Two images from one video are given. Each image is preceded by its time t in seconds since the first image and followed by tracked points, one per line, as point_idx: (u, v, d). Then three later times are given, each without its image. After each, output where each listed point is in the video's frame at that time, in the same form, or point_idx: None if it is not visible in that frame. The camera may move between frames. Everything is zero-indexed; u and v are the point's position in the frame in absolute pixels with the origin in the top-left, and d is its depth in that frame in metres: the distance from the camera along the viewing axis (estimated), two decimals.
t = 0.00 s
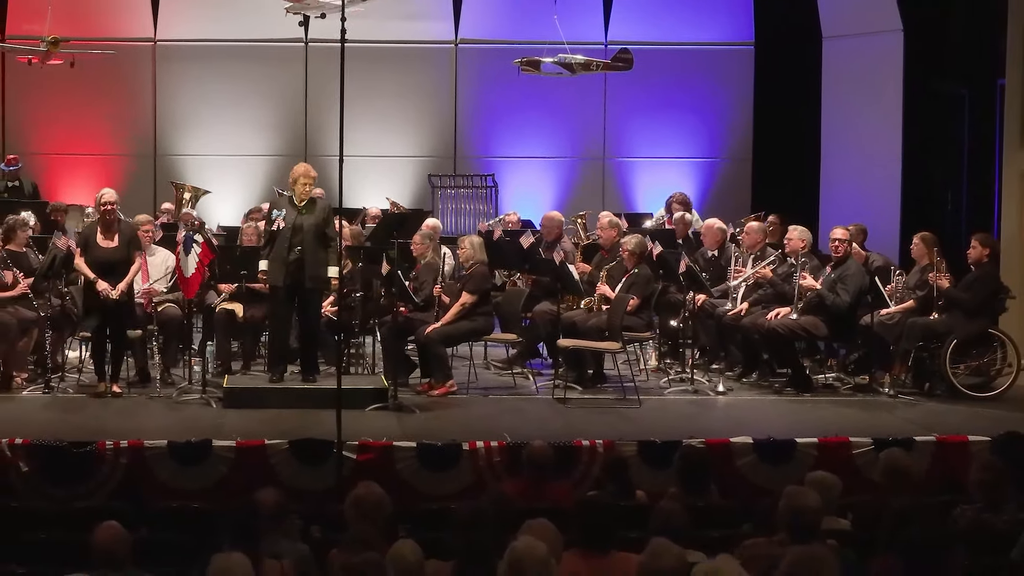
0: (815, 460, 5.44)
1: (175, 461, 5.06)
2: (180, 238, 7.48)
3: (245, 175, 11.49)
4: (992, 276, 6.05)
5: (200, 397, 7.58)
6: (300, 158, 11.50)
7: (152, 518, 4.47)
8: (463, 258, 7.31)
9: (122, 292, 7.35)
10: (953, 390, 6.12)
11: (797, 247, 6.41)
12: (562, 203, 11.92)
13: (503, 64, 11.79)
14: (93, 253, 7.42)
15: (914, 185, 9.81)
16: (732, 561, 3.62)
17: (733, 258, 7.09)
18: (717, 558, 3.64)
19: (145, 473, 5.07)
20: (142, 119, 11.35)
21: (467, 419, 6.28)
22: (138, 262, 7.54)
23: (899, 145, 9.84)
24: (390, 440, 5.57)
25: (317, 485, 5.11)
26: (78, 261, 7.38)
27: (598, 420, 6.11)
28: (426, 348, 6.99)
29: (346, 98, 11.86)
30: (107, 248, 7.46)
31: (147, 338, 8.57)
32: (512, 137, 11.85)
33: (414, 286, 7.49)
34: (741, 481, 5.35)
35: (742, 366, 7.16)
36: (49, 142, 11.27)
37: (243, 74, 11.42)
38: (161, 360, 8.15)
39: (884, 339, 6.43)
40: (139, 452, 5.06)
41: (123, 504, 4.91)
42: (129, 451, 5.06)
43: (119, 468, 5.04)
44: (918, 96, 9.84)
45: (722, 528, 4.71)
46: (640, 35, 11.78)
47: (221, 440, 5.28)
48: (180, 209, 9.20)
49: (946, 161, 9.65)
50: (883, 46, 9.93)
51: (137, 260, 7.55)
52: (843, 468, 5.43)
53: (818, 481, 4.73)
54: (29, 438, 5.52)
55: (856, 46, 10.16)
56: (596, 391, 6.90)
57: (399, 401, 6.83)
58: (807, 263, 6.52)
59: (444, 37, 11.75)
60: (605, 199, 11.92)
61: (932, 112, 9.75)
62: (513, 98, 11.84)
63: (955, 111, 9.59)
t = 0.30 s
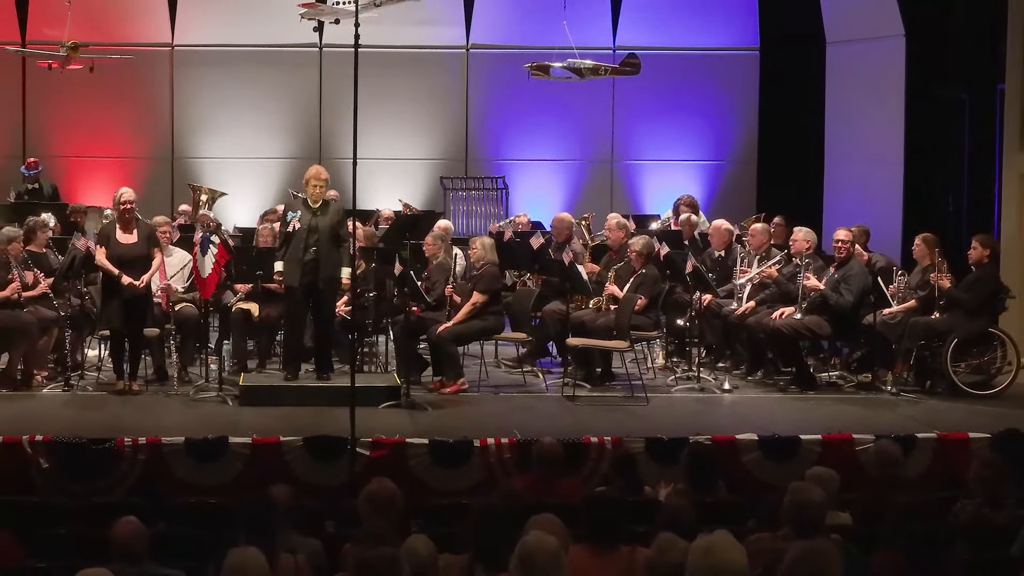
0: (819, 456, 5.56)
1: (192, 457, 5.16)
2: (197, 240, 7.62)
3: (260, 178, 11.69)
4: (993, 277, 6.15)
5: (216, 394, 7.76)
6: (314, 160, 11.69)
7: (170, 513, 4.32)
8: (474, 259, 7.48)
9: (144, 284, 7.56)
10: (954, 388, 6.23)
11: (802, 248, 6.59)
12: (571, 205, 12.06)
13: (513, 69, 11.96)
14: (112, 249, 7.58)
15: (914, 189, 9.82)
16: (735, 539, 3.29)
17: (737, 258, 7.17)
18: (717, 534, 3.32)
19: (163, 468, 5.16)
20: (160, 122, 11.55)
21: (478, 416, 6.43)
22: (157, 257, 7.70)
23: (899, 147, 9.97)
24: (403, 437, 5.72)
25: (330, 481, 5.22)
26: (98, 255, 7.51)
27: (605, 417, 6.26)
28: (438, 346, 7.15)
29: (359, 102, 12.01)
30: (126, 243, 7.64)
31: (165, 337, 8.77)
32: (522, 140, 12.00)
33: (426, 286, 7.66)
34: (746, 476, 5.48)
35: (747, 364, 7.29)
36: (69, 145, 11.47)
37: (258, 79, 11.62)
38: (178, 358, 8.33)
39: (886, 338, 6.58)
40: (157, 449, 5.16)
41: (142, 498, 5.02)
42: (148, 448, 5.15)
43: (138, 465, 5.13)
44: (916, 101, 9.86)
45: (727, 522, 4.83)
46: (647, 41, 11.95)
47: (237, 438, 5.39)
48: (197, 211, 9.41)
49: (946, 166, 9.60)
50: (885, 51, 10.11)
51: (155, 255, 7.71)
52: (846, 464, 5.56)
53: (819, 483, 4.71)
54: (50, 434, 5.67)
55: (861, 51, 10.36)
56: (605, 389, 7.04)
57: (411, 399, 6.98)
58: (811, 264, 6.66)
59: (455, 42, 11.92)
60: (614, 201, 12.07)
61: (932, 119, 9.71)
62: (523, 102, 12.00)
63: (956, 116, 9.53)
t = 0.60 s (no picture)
0: (823, 453, 5.67)
1: (209, 453, 5.30)
2: (215, 241, 7.77)
3: (276, 180, 11.89)
4: (993, 277, 6.25)
5: (233, 392, 7.94)
6: (329, 163, 11.89)
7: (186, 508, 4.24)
8: (485, 259, 7.58)
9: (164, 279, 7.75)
10: (955, 386, 6.34)
11: (805, 248, 6.71)
12: (580, 206, 12.21)
13: (523, 74, 12.11)
14: (132, 247, 7.77)
15: (915, 192, 9.99)
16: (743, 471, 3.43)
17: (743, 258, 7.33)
18: (726, 466, 3.47)
19: (181, 464, 5.31)
20: (178, 126, 11.76)
21: (490, 413, 6.59)
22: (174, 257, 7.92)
23: (902, 151, 10.11)
24: (416, 434, 5.88)
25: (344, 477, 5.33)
26: (119, 250, 7.67)
27: (614, 415, 6.41)
28: (450, 345, 7.32)
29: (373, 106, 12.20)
30: (145, 242, 7.84)
31: (183, 336, 8.97)
32: (532, 143, 12.15)
33: (439, 286, 7.88)
34: (752, 473, 5.57)
35: (753, 363, 7.44)
36: (89, 149, 11.68)
37: (273, 83, 11.81)
38: (196, 356, 8.53)
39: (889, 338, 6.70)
40: (175, 445, 5.31)
41: (160, 493, 5.17)
42: (166, 444, 5.31)
43: (156, 460, 5.28)
44: (920, 105, 10.00)
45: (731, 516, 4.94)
46: (656, 46, 12.09)
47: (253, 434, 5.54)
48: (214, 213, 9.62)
49: (950, 165, 9.73)
50: (890, 57, 10.25)
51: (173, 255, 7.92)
52: (849, 462, 5.67)
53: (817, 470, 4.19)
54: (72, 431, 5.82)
55: (868, 56, 10.48)
56: (613, 387, 7.20)
57: (423, 396, 7.14)
58: (815, 264, 6.79)
59: (467, 47, 12.08)
60: (622, 202, 12.22)
61: (935, 121, 9.85)
62: (534, 106, 12.15)
63: (958, 118, 9.65)
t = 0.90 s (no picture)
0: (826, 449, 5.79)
1: (225, 451, 5.44)
2: (231, 242, 7.93)
3: (292, 182, 12.10)
4: (993, 277, 6.38)
5: (250, 390, 8.14)
6: (343, 166, 12.09)
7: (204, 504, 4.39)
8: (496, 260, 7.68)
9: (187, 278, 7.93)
10: (957, 384, 6.48)
11: (810, 249, 6.82)
12: (589, 208, 12.36)
13: (533, 79, 12.28)
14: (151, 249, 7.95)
15: (917, 196, 10.07)
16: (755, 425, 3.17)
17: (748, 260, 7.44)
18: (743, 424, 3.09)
19: (198, 460, 5.46)
20: (195, 129, 11.98)
21: (501, 410, 6.76)
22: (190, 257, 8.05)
23: (905, 156, 10.19)
24: (428, 431, 6.04)
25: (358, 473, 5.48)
26: (145, 250, 7.79)
27: (622, 412, 6.56)
28: (462, 344, 7.49)
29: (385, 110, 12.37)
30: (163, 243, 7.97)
31: (200, 335, 9.16)
32: (542, 146, 12.32)
33: (451, 286, 8.13)
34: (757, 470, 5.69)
35: (759, 362, 7.57)
36: (108, 151, 11.90)
37: (288, 88, 12.02)
38: (213, 355, 8.72)
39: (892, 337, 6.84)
40: (193, 442, 5.48)
41: (179, 488, 5.34)
42: (184, 441, 5.49)
43: (174, 458, 5.44)
44: (920, 110, 10.12)
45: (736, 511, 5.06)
46: (664, 51, 12.24)
47: (269, 431, 5.69)
48: (231, 214, 9.81)
49: (951, 166, 9.85)
50: (890, 62, 10.35)
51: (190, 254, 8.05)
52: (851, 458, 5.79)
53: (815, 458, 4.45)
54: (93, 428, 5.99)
55: (872, 61, 10.56)
56: (621, 385, 7.36)
57: (436, 394, 7.31)
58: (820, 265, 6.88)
59: (478, 52, 12.24)
60: (630, 204, 12.37)
61: (938, 126, 9.99)
62: (544, 110, 12.32)
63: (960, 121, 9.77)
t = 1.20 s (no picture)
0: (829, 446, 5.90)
1: (243, 446, 5.61)
2: (248, 243, 8.11)
3: (308, 184, 12.31)
4: (993, 277, 6.51)
5: (267, 388, 8.33)
6: (357, 169, 12.31)
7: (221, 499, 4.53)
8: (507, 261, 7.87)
9: (196, 275, 8.13)
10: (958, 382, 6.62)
11: (813, 250, 7.00)
12: (599, 210, 12.52)
13: (544, 83, 12.45)
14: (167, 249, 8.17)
15: (917, 197, 10.39)
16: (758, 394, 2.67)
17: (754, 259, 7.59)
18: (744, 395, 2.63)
19: (216, 457, 5.63)
20: (212, 132, 12.19)
21: (512, 408, 6.94)
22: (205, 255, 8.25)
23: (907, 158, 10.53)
24: (440, 428, 6.21)
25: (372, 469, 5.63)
26: (158, 250, 8.03)
27: (631, 409, 6.73)
28: (474, 343, 7.65)
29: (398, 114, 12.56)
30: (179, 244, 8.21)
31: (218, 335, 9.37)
32: (553, 149, 12.48)
33: (463, 287, 8.30)
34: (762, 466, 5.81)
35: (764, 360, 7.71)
36: (127, 154, 12.12)
37: (303, 92, 12.25)
38: (231, 353, 8.93)
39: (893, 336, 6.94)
40: (211, 438, 5.68)
41: (196, 482, 5.49)
42: (202, 437, 5.67)
43: (192, 454, 5.61)
44: (925, 112, 10.39)
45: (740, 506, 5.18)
46: (672, 55, 12.43)
47: (285, 428, 5.85)
48: (248, 216, 10.03)
49: (951, 168, 10.11)
50: (895, 66, 10.64)
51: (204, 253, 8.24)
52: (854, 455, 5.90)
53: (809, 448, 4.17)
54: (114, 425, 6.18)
55: (876, 67, 10.84)
56: (630, 382, 7.53)
57: (448, 392, 7.48)
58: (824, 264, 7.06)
59: (490, 57, 12.43)
60: (638, 206, 12.53)
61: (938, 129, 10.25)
62: (554, 113, 12.48)
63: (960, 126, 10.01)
